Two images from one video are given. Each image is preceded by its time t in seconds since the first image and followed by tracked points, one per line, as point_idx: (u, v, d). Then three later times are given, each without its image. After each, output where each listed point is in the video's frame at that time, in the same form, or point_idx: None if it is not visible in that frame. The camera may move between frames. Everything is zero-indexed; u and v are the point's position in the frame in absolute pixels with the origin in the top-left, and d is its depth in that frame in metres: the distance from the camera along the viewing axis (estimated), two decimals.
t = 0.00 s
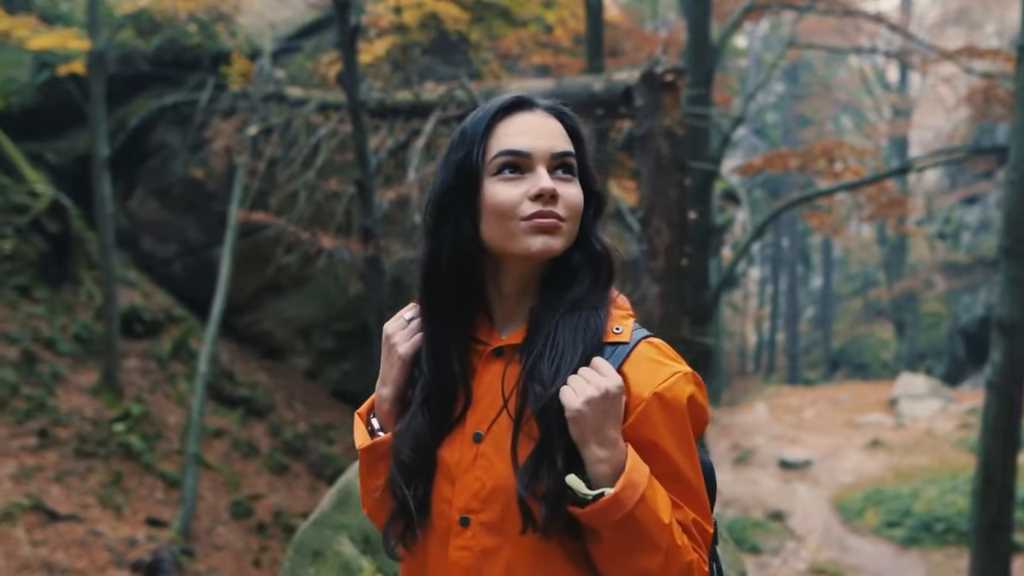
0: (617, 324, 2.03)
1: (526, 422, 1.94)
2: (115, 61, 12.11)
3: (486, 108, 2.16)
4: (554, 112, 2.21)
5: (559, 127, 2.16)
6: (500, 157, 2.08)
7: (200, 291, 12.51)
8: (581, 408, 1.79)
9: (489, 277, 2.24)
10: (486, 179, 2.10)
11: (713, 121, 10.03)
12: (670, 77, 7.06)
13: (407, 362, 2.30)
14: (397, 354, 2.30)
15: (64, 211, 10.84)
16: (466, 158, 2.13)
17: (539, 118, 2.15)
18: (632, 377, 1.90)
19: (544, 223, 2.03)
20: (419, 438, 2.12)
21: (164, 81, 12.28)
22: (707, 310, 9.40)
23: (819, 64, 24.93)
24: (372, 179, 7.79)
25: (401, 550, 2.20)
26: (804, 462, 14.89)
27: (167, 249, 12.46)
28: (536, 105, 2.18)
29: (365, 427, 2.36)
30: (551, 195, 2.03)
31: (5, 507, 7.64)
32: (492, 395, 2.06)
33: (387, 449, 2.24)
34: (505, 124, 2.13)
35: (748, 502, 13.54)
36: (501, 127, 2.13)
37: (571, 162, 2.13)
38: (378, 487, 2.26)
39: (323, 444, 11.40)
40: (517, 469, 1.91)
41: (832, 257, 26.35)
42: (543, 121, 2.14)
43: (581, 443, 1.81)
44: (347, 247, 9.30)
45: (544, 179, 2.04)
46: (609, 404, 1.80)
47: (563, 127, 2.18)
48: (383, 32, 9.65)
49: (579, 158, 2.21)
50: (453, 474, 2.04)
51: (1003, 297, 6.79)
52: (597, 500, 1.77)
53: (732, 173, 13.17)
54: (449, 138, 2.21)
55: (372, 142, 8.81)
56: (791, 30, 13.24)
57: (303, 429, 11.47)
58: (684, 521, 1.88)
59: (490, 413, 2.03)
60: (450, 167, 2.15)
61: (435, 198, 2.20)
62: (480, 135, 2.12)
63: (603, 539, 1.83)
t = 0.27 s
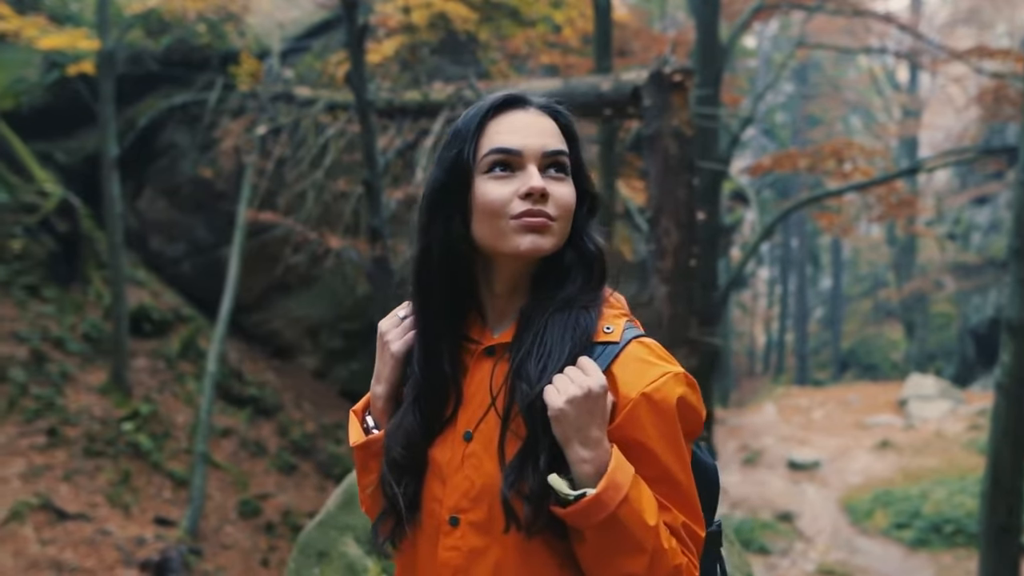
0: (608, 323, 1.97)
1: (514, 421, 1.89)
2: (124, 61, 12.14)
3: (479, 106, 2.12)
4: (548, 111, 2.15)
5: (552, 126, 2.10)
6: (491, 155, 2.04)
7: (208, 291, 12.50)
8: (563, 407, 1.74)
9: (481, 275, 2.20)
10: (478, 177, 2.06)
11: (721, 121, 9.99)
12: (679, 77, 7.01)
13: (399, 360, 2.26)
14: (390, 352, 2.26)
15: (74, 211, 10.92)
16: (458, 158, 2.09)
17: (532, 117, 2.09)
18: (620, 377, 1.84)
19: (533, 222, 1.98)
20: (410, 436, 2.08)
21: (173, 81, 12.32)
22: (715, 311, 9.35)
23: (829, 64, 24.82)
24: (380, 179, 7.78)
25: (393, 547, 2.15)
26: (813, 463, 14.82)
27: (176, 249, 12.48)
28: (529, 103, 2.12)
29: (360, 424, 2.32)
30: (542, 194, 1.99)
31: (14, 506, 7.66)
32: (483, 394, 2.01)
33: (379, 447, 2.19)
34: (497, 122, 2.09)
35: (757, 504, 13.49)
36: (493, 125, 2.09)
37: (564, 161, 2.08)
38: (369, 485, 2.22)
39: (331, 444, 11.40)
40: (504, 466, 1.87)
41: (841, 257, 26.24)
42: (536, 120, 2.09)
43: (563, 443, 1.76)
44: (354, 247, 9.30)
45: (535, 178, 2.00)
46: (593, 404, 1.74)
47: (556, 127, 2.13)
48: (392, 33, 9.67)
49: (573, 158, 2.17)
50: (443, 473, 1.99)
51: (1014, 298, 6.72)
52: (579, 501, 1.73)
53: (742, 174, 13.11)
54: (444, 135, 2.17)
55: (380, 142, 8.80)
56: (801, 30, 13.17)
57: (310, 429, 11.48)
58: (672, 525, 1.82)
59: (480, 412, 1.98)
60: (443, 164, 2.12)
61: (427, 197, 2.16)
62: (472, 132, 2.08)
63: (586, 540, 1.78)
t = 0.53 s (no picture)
0: (598, 323, 1.92)
1: (502, 421, 1.87)
2: (134, 61, 12.18)
3: (471, 105, 2.07)
4: (542, 110, 2.10)
5: (545, 125, 2.05)
6: (482, 154, 1.99)
7: (218, 290, 12.58)
8: (545, 408, 1.71)
9: (474, 274, 2.17)
10: (468, 176, 2.02)
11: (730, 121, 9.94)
12: (688, 77, 6.97)
13: (394, 359, 2.25)
14: (385, 350, 2.26)
15: (82, 210, 10.80)
16: (449, 156, 2.05)
17: (524, 117, 2.04)
18: (609, 378, 1.81)
19: (522, 223, 1.95)
20: (404, 436, 2.07)
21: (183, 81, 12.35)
22: (724, 311, 9.32)
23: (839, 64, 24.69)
24: (388, 179, 7.79)
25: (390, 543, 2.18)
26: (822, 464, 14.75)
27: (186, 249, 12.51)
28: (522, 102, 2.08)
29: (358, 422, 2.33)
30: (531, 194, 1.94)
31: (24, 505, 7.69)
32: (474, 394, 2.00)
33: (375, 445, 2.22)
34: (489, 121, 2.04)
35: (765, 504, 13.45)
36: (485, 124, 2.04)
37: (555, 161, 2.03)
38: (365, 482, 2.23)
39: (339, 444, 11.41)
40: (491, 465, 1.86)
41: (851, 258, 26.11)
42: (527, 120, 2.04)
43: (547, 444, 1.74)
44: (363, 247, 9.30)
45: (525, 178, 1.95)
46: (576, 405, 1.71)
47: (550, 127, 2.07)
48: (402, 33, 9.72)
49: (567, 159, 2.09)
50: (435, 473, 1.98)
51: None
52: (560, 502, 1.71)
53: (751, 174, 13.08)
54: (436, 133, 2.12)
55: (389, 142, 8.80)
56: (811, 31, 13.10)
57: (319, 429, 11.50)
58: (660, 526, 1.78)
59: (471, 412, 1.97)
60: (437, 163, 2.07)
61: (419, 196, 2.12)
62: (464, 130, 2.04)
63: (571, 541, 1.75)
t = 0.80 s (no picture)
0: (589, 323, 1.88)
1: (490, 421, 1.84)
2: (143, 61, 12.22)
3: (462, 105, 2.04)
4: (534, 110, 2.06)
5: (537, 126, 2.01)
6: (472, 156, 1.97)
7: (227, 290, 12.56)
8: (529, 409, 1.68)
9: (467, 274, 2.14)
10: (459, 178, 1.99)
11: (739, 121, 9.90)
12: (696, 78, 6.95)
13: (389, 359, 2.24)
14: (381, 350, 2.24)
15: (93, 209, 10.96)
16: (441, 158, 2.03)
17: (515, 117, 2.01)
18: (597, 378, 1.77)
19: (510, 226, 1.91)
20: (397, 435, 2.05)
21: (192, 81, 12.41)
22: (732, 312, 9.28)
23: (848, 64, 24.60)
24: (396, 179, 7.78)
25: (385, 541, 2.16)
26: (830, 465, 14.68)
27: (194, 248, 12.53)
28: (514, 101, 2.04)
29: (357, 421, 2.32)
30: (520, 196, 1.91)
31: (32, 503, 7.72)
32: (465, 394, 1.97)
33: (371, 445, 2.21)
34: (480, 122, 2.01)
35: (773, 505, 13.42)
36: (476, 124, 2.01)
37: (547, 163, 1.99)
38: (361, 481, 2.22)
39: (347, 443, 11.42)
40: (480, 465, 1.83)
41: (860, 258, 26.00)
42: (519, 120, 2.00)
43: (533, 444, 1.71)
44: (371, 247, 9.31)
45: (514, 180, 1.92)
46: (560, 406, 1.68)
47: (543, 127, 2.02)
48: (410, 33, 9.70)
49: (560, 159, 2.06)
50: (426, 472, 1.96)
51: None
52: (545, 502, 1.67)
53: (760, 174, 13.03)
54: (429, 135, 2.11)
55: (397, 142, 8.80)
56: (820, 31, 13.03)
57: (327, 429, 11.52)
58: (651, 527, 1.74)
59: (462, 412, 1.95)
60: (426, 163, 2.06)
61: (411, 197, 2.10)
62: (454, 132, 2.01)
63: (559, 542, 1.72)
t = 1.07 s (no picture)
0: (582, 323, 1.83)
1: (482, 422, 1.82)
2: (154, 61, 12.26)
3: (456, 108, 2.01)
4: (529, 112, 2.01)
5: (531, 129, 1.97)
6: (464, 160, 1.93)
7: (236, 289, 12.66)
8: (517, 409, 1.65)
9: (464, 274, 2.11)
10: (452, 182, 1.96)
11: (749, 121, 9.85)
12: (706, 78, 6.92)
13: (388, 359, 2.22)
14: (379, 350, 2.22)
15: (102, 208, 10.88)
16: (434, 161, 2.00)
17: (509, 120, 1.96)
18: (590, 379, 1.72)
19: (502, 230, 1.88)
20: (394, 436, 2.03)
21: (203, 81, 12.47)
22: (742, 312, 9.24)
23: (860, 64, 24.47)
24: (405, 179, 7.77)
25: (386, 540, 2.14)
26: (840, 466, 14.60)
27: (204, 248, 12.55)
28: (508, 104, 1.99)
29: (359, 420, 2.32)
30: (512, 201, 1.88)
31: (42, 502, 7.75)
32: (461, 395, 1.95)
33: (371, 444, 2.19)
34: (472, 125, 1.97)
35: (783, 506, 13.38)
36: (469, 127, 1.97)
37: (541, 165, 1.94)
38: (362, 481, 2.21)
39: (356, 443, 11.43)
40: (472, 464, 1.81)
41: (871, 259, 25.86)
42: (512, 124, 1.96)
43: (522, 445, 1.68)
44: (380, 247, 9.31)
45: (505, 185, 1.88)
46: (548, 406, 1.65)
47: (536, 130, 1.98)
48: (420, 33, 9.68)
49: (554, 164, 2.00)
50: (421, 473, 1.94)
51: None
52: (535, 503, 1.64)
53: (770, 174, 12.98)
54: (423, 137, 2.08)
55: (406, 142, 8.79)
56: (830, 31, 12.96)
57: (336, 428, 11.52)
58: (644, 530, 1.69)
59: (457, 413, 1.92)
60: (420, 166, 2.03)
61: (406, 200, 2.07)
62: (447, 135, 1.98)
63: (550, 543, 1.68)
